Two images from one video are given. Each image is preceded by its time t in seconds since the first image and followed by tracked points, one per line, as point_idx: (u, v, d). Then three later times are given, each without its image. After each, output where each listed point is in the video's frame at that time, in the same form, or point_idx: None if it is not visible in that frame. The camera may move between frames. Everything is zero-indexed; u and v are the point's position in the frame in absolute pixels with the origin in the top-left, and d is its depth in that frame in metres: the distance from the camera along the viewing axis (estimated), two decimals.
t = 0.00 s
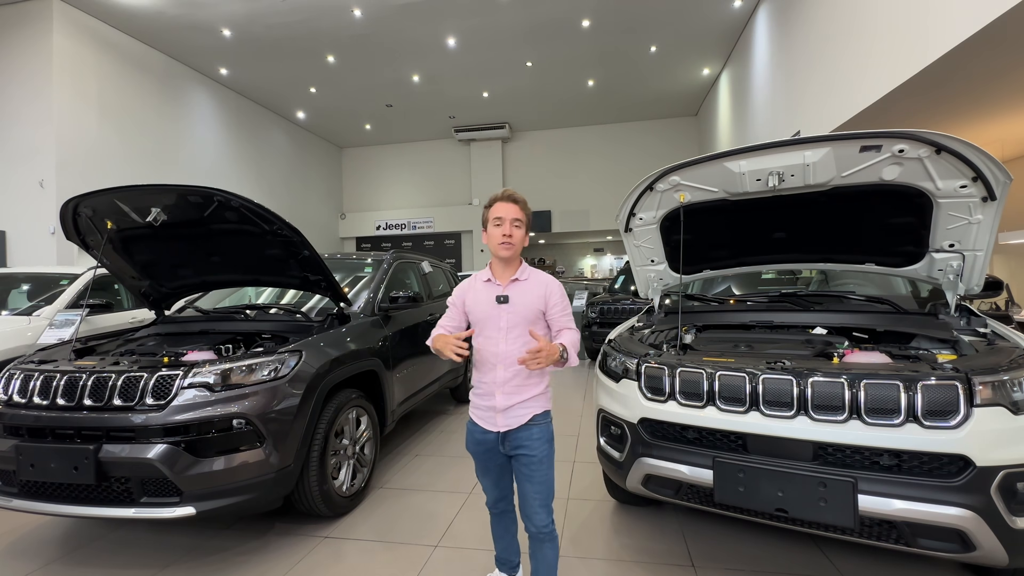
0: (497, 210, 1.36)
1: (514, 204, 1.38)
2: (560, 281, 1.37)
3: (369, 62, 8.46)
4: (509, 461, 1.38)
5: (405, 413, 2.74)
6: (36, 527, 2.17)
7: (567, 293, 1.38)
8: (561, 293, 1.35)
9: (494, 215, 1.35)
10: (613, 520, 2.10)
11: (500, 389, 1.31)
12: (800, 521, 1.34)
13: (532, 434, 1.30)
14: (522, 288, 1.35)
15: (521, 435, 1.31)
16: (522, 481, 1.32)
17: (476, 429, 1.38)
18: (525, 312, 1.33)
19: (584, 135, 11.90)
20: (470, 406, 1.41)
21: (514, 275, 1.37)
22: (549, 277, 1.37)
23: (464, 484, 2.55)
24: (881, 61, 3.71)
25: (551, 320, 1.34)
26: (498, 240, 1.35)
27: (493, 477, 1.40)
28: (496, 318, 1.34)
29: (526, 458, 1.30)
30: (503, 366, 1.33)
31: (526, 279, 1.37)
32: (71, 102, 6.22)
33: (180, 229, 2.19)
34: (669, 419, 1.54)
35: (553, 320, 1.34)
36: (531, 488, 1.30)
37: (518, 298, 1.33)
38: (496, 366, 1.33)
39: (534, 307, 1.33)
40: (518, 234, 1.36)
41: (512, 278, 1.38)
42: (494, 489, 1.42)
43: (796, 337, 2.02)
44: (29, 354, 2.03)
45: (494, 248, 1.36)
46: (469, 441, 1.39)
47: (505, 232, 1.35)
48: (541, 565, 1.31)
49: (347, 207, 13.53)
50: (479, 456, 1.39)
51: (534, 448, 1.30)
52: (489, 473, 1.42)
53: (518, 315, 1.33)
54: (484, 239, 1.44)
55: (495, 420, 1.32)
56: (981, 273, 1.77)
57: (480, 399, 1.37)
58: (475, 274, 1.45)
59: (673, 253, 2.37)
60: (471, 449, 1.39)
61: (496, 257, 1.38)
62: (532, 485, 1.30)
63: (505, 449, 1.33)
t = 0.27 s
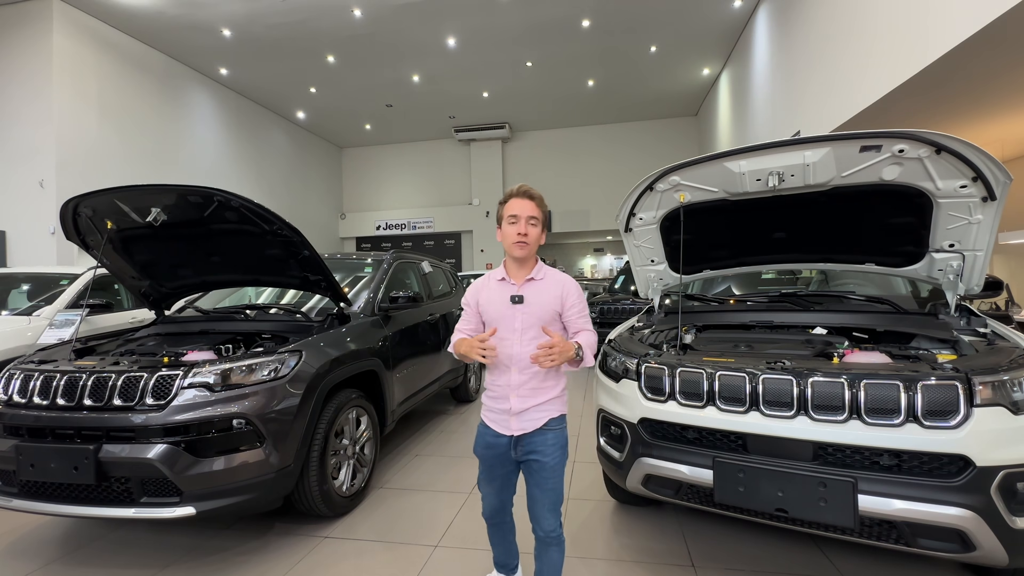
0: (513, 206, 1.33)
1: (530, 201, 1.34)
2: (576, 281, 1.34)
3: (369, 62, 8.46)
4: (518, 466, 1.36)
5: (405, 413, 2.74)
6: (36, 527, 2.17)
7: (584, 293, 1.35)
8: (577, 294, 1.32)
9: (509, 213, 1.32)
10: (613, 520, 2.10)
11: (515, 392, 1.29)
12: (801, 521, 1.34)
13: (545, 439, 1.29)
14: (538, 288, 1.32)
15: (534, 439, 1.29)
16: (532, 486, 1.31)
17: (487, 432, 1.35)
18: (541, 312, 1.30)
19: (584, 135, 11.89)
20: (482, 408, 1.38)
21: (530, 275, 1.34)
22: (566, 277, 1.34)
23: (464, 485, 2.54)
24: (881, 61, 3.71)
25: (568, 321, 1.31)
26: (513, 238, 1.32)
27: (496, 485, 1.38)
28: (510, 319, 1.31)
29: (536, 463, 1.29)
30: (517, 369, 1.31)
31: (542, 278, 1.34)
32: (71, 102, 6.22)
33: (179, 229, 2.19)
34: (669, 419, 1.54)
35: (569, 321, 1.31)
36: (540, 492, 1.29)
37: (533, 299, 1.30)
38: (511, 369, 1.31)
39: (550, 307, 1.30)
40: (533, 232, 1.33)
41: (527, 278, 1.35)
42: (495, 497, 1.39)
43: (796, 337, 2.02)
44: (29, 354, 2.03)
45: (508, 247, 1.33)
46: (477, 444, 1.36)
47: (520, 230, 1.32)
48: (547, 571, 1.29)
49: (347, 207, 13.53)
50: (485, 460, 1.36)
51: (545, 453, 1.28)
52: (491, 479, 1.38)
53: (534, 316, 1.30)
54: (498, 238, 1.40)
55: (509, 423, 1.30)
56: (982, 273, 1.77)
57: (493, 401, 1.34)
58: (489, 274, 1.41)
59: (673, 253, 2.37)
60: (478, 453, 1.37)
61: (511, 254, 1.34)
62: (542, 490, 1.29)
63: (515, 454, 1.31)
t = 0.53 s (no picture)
0: (526, 205, 1.28)
1: (541, 198, 1.29)
2: (592, 281, 1.34)
3: (369, 62, 8.46)
4: (526, 471, 1.33)
5: (405, 414, 2.74)
6: (36, 527, 2.17)
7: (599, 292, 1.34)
8: (594, 293, 1.31)
9: (520, 212, 1.28)
10: (613, 520, 2.10)
11: (531, 394, 1.28)
12: (800, 521, 1.33)
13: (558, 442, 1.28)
14: (555, 288, 1.31)
15: (547, 442, 1.28)
16: (542, 488, 1.30)
17: (497, 431, 1.33)
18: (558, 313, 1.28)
19: (584, 134, 11.89)
20: (493, 408, 1.35)
21: (546, 274, 1.33)
22: (582, 276, 1.33)
23: (464, 485, 2.54)
24: (882, 62, 3.71)
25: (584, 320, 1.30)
26: (525, 239, 1.28)
27: (498, 490, 1.32)
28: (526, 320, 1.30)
29: (545, 465, 1.28)
30: (534, 370, 1.29)
31: (558, 278, 1.32)
32: (70, 102, 6.22)
33: (179, 229, 2.19)
34: (669, 419, 1.54)
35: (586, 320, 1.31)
36: (551, 495, 1.29)
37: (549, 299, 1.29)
38: (527, 370, 1.29)
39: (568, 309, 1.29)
40: (545, 231, 1.28)
41: (543, 277, 1.33)
42: (493, 505, 1.33)
43: (796, 337, 2.02)
44: (29, 354, 2.03)
45: (522, 247, 1.29)
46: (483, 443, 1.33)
47: (532, 230, 1.27)
48: (551, 573, 1.29)
49: (347, 207, 13.53)
50: (491, 462, 1.32)
51: (558, 456, 1.28)
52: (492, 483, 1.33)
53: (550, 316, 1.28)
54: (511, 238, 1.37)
55: (524, 424, 1.28)
56: (982, 273, 1.77)
57: (505, 402, 1.32)
58: (502, 272, 1.38)
59: (673, 253, 2.37)
60: (484, 454, 1.33)
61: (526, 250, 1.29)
62: (553, 493, 1.28)
63: (526, 457, 1.29)
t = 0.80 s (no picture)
0: (535, 206, 1.27)
1: (548, 198, 1.28)
2: (598, 282, 1.33)
3: (369, 62, 8.45)
4: (530, 472, 1.32)
5: (405, 413, 2.74)
6: (36, 527, 2.17)
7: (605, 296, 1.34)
8: (600, 296, 1.31)
9: (527, 213, 1.29)
10: (613, 520, 2.10)
11: (535, 397, 1.26)
12: (801, 521, 1.33)
13: (562, 444, 1.27)
14: (562, 289, 1.29)
15: (552, 444, 1.27)
16: (545, 490, 1.30)
17: (501, 432, 1.30)
18: (565, 315, 1.27)
19: (584, 134, 11.89)
20: (495, 409, 1.33)
21: (553, 276, 1.31)
22: (588, 278, 1.32)
23: (464, 485, 2.54)
24: (882, 62, 3.71)
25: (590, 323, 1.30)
26: (532, 240, 1.28)
27: (503, 492, 1.31)
28: (533, 322, 1.27)
29: (547, 466, 1.28)
30: (539, 373, 1.27)
31: (565, 280, 1.31)
32: (70, 102, 6.21)
33: (179, 229, 2.19)
34: (669, 419, 1.54)
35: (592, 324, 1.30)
36: (554, 497, 1.29)
37: (557, 301, 1.27)
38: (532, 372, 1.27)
39: (575, 311, 1.27)
40: (552, 232, 1.28)
41: (549, 278, 1.31)
42: (498, 508, 1.30)
43: (796, 337, 2.02)
44: (29, 354, 2.03)
45: (529, 248, 1.29)
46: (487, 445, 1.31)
47: (539, 231, 1.28)
48: (551, 573, 1.29)
49: (347, 207, 13.53)
50: (496, 462, 1.30)
51: (562, 458, 1.27)
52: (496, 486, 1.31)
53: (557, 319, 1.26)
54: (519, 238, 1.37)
55: (529, 425, 1.27)
56: (982, 273, 1.77)
57: (508, 403, 1.30)
58: (507, 271, 1.35)
59: (673, 253, 2.37)
60: (487, 455, 1.30)
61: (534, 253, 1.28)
62: (557, 495, 1.28)
63: (530, 458, 1.28)
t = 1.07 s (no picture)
0: (532, 210, 1.26)
1: (546, 200, 1.27)
2: (597, 283, 1.34)
3: (369, 62, 8.46)
4: (530, 475, 1.31)
5: (405, 413, 2.74)
6: (36, 527, 2.17)
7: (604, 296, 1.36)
8: (599, 295, 1.33)
9: (525, 216, 1.26)
10: (614, 520, 2.10)
11: (538, 398, 1.25)
12: (800, 521, 1.33)
13: (564, 444, 1.28)
14: (563, 289, 1.29)
15: (554, 445, 1.28)
16: (546, 491, 1.30)
17: (502, 435, 1.28)
18: (567, 316, 1.27)
19: (584, 134, 11.89)
20: (494, 413, 1.30)
21: (553, 276, 1.30)
22: (586, 278, 1.33)
23: (464, 485, 2.54)
24: (881, 62, 3.71)
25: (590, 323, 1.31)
26: (531, 243, 1.26)
27: (506, 498, 1.29)
28: (535, 323, 1.26)
29: (548, 466, 1.28)
30: (542, 375, 1.26)
31: (565, 280, 1.30)
32: (70, 102, 6.22)
33: (179, 229, 2.19)
34: (668, 419, 1.54)
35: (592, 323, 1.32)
36: (556, 498, 1.29)
37: (559, 302, 1.27)
38: (535, 373, 1.26)
39: (576, 311, 1.28)
40: (551, 235, 1.26)
41: (549, 279, 1.30)
42: (501, 514, 1.28)
43: (796, 337, 2.01)
44: (29, 354, 2.03)
45: (528, 251, 1.27)
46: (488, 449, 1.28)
47: (537, 234, 1.26)
48: (552, 573, 1.30)
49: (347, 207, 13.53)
50: (498, 467, 1.28)
51: (565, 458, 1.28)
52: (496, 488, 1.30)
53: (559, 320, 1.27)
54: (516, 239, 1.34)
55: (532, 427, 1.26)
56: (982, 273, 1.77)
57: (509, 406, 1.27)
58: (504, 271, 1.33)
59: (673, 253, 2.37)
60: (488, 460, 1.28)
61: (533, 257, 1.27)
62: (559, 495, 1.29)
63: (532, 460, 1.28)
